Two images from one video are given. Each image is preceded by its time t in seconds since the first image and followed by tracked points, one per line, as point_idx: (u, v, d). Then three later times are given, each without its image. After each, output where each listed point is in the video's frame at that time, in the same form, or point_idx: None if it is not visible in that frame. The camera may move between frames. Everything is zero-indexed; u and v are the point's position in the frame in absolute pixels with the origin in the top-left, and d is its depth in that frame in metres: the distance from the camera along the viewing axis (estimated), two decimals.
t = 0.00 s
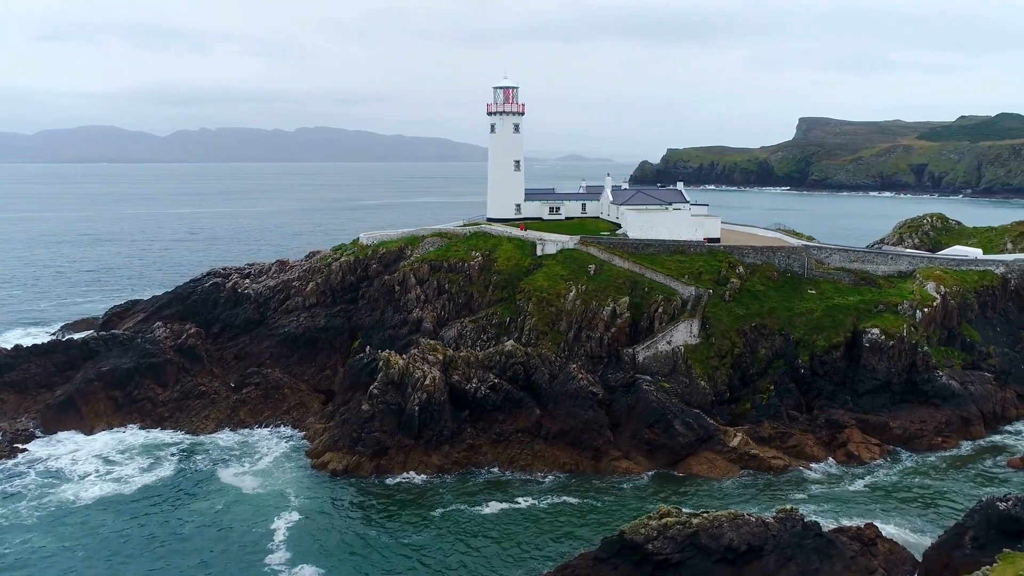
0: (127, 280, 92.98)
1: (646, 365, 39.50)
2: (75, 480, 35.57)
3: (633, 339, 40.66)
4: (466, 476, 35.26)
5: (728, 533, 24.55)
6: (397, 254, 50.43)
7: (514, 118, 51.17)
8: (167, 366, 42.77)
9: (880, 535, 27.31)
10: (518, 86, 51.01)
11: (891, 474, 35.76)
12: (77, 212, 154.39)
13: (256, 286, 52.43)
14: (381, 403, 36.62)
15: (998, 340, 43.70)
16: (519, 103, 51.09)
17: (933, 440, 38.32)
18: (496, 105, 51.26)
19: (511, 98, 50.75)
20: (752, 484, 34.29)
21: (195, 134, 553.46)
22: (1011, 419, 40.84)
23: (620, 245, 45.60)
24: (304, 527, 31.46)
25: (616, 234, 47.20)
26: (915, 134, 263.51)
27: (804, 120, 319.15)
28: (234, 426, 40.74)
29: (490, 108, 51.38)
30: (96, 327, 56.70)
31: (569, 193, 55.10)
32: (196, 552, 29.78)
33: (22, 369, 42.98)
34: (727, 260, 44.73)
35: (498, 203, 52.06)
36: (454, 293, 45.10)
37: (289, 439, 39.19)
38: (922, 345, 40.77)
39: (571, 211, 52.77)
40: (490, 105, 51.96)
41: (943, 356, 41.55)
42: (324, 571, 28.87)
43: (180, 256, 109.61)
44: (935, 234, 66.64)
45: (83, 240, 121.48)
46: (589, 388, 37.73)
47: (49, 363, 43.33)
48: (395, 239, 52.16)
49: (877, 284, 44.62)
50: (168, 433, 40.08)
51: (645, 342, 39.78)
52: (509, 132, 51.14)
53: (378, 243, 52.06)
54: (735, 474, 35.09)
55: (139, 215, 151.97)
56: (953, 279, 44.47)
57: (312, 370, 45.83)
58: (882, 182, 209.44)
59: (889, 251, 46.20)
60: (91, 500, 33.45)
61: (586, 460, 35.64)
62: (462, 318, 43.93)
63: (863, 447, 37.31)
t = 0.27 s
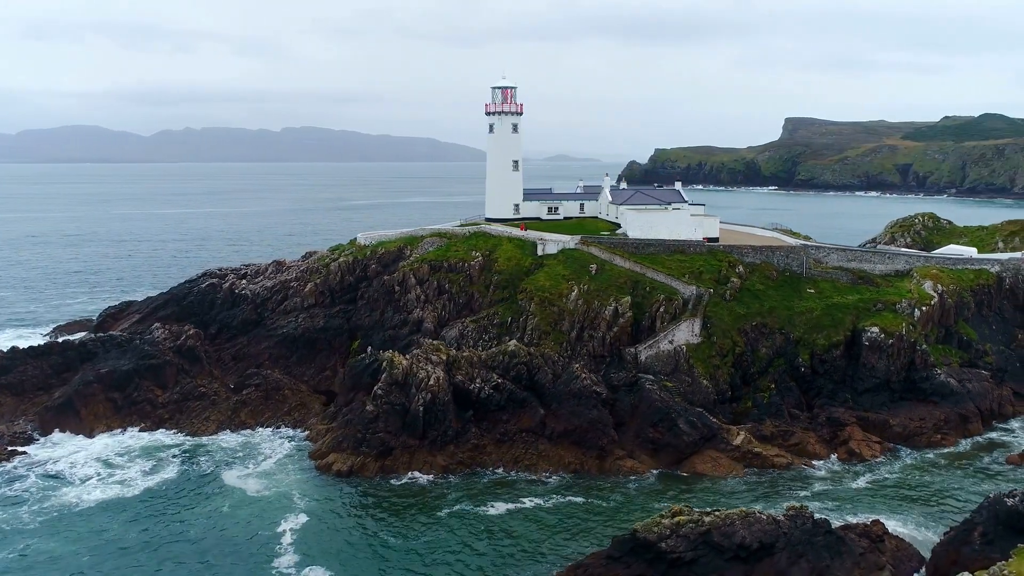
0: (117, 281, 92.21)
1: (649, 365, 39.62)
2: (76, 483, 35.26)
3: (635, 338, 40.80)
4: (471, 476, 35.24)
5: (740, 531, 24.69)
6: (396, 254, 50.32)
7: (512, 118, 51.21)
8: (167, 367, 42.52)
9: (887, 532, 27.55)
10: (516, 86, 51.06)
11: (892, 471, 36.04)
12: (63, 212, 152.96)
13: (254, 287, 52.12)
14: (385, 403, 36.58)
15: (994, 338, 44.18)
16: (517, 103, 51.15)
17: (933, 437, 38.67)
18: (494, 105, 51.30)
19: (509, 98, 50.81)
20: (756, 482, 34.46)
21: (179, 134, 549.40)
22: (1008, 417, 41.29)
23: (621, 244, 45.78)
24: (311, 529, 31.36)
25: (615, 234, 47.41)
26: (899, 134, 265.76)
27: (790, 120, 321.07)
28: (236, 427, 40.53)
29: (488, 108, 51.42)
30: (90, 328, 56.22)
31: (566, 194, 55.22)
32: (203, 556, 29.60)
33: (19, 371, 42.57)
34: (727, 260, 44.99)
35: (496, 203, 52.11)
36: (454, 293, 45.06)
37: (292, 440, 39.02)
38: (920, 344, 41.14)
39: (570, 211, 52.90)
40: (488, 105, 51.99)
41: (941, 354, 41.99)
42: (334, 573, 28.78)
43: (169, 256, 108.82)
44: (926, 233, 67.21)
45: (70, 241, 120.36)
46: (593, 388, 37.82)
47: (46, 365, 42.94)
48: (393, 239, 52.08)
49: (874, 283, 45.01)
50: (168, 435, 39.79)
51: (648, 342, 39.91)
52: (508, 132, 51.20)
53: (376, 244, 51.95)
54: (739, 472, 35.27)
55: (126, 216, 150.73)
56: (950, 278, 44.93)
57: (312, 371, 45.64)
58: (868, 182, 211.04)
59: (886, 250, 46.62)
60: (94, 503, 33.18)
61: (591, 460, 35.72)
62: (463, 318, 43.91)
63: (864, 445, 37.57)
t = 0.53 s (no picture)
0: (109, 282, 91.56)
1: (653, 364, 39.73)
2: (80, 486, 34.99)
3: (639, 337, 40.91)
4: (478, 476, 35.22)
5: (754, 529, 24.79)
6: (397, 255, 50.23)
7: (512, 118, 51.22)
8: (169, 368, 42.29)
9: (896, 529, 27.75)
10: (516, 86, 51.10)
11: (896, 468, 36.25)
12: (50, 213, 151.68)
13: (252, 287, 51.81)
14: (391, 403, 36.55)
15: (992, 337, 44.58)
16: (516, 103, 51.19)
17: (934, 435, 38.96)
18: (493, 105, 51.33)
19: (508, 98, 50.85)
20: (761, 480, 34.59)
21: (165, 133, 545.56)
22: (1007, 414, 41.66)
23: (623, 244, 46.09)
24: (320, 531, 31.24)
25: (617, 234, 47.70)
26: (886, 134, 267.67)
27: (778, 120, 322.66)
28: (239, 428, 40.34)
29: (488, 107, 51.43)
30: (86, 330, 55.79)
31: (566, 193, 55.34)
32: (212, 559, 29.44)
33: (18, 373, 42.20)
34: (728, 259, 45.25)
35: (497, 203, 52.18)
36: (456, 293, 45.03)
37: (296, 441, 38.86)
38: (921, 342, 41.47)
39: (570, 211, 53.04)
40: (487, 105, 52.01)
41: (941, 352, 42.34)
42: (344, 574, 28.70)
43: (160, 257, 108.10)
44: (920, 233, 67.73)
45: (59, 241, 119.39)
46: (598, 387, 37.90)
47: (45, 366, 42.59)
48: (393, 240, 52.00)
49: (874, 282, 45.36)
50: (171, 436, 39.57)
51: (651, 341, 40.03)
52: (507, 132, 51.25)
53: (377, 244, 51.86)
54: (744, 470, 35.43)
55: (115, 216, 149.62)
56: (948, 277, 45.34)
57: (313, 371, 45.47)
58: (856, 182, 212.42)
59: (886, 249, 47.01)
60: (99, 506, 32.94)
61: (597, 459, 35.78)
62: (465, 318, 43.89)
63: (868, 442, 37.78)
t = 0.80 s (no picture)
0: (99, 283, 90.82)
1: (656, 363, 39.85)
2: (83, 489, 34.69)
3: (642, 337, 41.03)
4: (485, 476, 35.19)
5: (767, 526, 24.95)
6: (397, 254, 50.13)
7: (511, 118, 51.24)
8: (170, 370, 42.06)
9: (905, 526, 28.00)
10: (515, 86, 51.13)
11: (898, 465, 36.48)
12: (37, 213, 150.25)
13: (251, 288, 51.52)
14: (397, 404, 36.52)
15: (990, 335, 45.00)
16: (516, 103, 51.22)
17: (935, 432, 39.26)
18: (493, 105, 51.33)
19: (508, 98, 50.87)
20: (767, 477, 34.77)
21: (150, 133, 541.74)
22: (1006, 411, 42.05)
23: (625, 244, 46.30)
24: (329, 533, 31.13)
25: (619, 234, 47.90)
26: (873, 134, 269.73)
27: (766, 119, 324.32)
28: (241, 429, 40.14)
29: (488, 107, 51.43)
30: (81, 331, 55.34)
31: (565, 193, 55.44)
32: (221, 561, 29.30)
33: (16, 375, 41.83)
34: (730, 259, 45.51)
35: (496, 203, 52.23)
36: (458, 293, 45.00)
37: (299, 442, 38.70)
38: (920, 340, 41.82)
39: (570, 211, 53.16)
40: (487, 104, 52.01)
41: (940, 350, 42.71)
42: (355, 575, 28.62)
43: (150, 258, 107.33)
44: (913, 232, 68.29)
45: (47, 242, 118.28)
46: (602, 387, 37.99)
47: (44, 368, 42.26)
48: (393, 240, 51.91)
49: (873, 281, 45.73)
50: (174, 438, 39.33)
51: (655, 340, 40.14)
52: (507, 132, 51.29)
53: (376, 244, 51.74)
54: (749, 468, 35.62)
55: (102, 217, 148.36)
56: (946, 275, 45.79)
57: (314, 372, 45.30)
58: (843, 182, 213.82)
59: (884, 248, 47.42)
60: (104, 510, 32.69)
61: (603, 458, 35.85)
62: (467, 318, 43.86)
63: (870, 440, 38.02)
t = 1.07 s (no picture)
0: (89, 283, 90.05)
1: (659, 362, 39.96)
2: (85, 491, 34.40)
3: (644, 336, 41.16)
4: (490, 476, 35.17)
5: (779, 524, 25.06)
6: (396, 254, 50.01)
7: (510, 118, 51.27)
8: (170, 371, 41.79)
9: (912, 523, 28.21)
10: (514, 86, 51.16)
11: (900, 462, 36.73)
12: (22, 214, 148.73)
13: (248, 289, 51.19)
14: (401, 404, 36.43)
15: (986, 333, 45.41)
16: (514, 103, 51.26)
17: (934, 430, 39.55)
18: (491, 105, 51.35)
19: (507, 98, 50.91)
20: (771, 475, 34.92)
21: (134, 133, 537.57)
22: (1002, 409, 42.45)
23: (626, 244, 46.47)
24: (336, 535, 31.01)
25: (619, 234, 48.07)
26: (858, 134, 271.68)
27: (752, 119, 325.86)
28: (242, 431, 39.92)
29: (486, 107, 51.45)
30: (76, 332, 54.87)
31: (563, 193, 55.54)
32: (229, 564, 29.12)
33: (14, 377, 41.43)
34: (730, 258, 45.80)
35: (495, 203, 52.27)
36: (458, 293, 44.98)
37: (302, 444, 38.53)
38: (919, 338, 42.16)
39: (569, 211, 53.27)
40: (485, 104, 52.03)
41: (938, 348, 43.05)
42: None
43: (140, 258, 106.53)
44: (906, 231, 68.85)
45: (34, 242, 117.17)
46: (606, 386, 38.07)
47: (42, 370, 41.89)
48: (392, 240, 51.80)
49: (871, 280, 46.10)
50: (175, 439, 39.08)
51: (657, 339, 40.25)
52: (506, 132, 51.34)
53: (375, 244, 51.62)
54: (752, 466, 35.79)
55: (89, 217, 147.07)
56: (943, 274, 46.25)
57: (314, 373, 45.13)
58: (831, 181, 215.21)
59: (882, 247, 47.83)
60: (107, 513, 32.43)
61: (608, 457, 35.93)
62: (468, 318, 43.83)
63: (871, 438, 38.29)
